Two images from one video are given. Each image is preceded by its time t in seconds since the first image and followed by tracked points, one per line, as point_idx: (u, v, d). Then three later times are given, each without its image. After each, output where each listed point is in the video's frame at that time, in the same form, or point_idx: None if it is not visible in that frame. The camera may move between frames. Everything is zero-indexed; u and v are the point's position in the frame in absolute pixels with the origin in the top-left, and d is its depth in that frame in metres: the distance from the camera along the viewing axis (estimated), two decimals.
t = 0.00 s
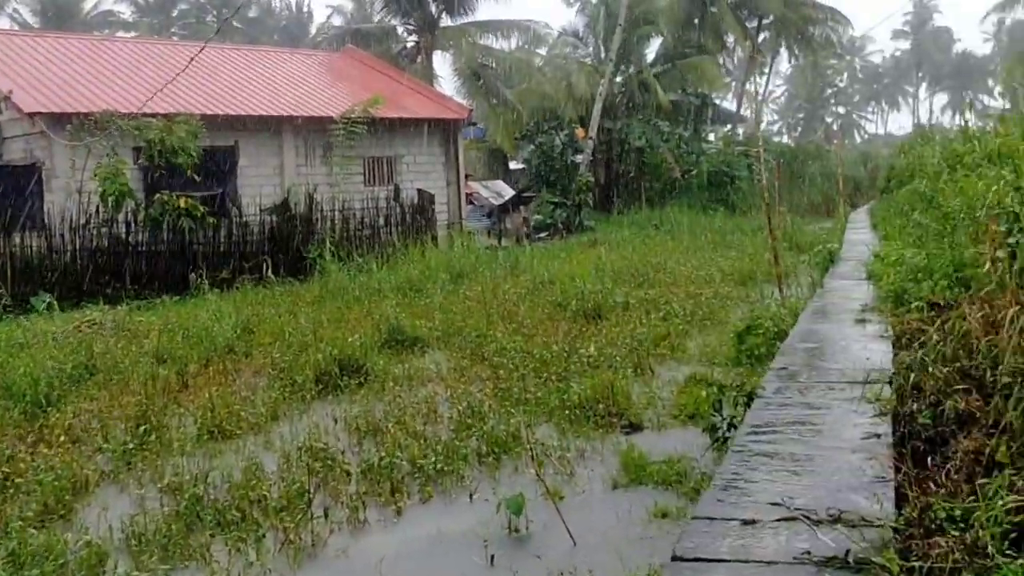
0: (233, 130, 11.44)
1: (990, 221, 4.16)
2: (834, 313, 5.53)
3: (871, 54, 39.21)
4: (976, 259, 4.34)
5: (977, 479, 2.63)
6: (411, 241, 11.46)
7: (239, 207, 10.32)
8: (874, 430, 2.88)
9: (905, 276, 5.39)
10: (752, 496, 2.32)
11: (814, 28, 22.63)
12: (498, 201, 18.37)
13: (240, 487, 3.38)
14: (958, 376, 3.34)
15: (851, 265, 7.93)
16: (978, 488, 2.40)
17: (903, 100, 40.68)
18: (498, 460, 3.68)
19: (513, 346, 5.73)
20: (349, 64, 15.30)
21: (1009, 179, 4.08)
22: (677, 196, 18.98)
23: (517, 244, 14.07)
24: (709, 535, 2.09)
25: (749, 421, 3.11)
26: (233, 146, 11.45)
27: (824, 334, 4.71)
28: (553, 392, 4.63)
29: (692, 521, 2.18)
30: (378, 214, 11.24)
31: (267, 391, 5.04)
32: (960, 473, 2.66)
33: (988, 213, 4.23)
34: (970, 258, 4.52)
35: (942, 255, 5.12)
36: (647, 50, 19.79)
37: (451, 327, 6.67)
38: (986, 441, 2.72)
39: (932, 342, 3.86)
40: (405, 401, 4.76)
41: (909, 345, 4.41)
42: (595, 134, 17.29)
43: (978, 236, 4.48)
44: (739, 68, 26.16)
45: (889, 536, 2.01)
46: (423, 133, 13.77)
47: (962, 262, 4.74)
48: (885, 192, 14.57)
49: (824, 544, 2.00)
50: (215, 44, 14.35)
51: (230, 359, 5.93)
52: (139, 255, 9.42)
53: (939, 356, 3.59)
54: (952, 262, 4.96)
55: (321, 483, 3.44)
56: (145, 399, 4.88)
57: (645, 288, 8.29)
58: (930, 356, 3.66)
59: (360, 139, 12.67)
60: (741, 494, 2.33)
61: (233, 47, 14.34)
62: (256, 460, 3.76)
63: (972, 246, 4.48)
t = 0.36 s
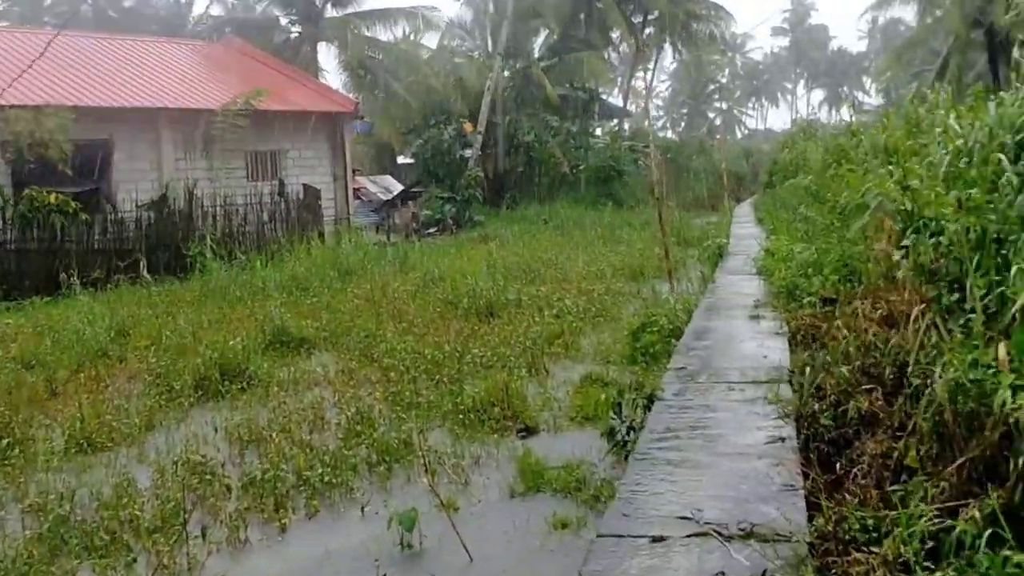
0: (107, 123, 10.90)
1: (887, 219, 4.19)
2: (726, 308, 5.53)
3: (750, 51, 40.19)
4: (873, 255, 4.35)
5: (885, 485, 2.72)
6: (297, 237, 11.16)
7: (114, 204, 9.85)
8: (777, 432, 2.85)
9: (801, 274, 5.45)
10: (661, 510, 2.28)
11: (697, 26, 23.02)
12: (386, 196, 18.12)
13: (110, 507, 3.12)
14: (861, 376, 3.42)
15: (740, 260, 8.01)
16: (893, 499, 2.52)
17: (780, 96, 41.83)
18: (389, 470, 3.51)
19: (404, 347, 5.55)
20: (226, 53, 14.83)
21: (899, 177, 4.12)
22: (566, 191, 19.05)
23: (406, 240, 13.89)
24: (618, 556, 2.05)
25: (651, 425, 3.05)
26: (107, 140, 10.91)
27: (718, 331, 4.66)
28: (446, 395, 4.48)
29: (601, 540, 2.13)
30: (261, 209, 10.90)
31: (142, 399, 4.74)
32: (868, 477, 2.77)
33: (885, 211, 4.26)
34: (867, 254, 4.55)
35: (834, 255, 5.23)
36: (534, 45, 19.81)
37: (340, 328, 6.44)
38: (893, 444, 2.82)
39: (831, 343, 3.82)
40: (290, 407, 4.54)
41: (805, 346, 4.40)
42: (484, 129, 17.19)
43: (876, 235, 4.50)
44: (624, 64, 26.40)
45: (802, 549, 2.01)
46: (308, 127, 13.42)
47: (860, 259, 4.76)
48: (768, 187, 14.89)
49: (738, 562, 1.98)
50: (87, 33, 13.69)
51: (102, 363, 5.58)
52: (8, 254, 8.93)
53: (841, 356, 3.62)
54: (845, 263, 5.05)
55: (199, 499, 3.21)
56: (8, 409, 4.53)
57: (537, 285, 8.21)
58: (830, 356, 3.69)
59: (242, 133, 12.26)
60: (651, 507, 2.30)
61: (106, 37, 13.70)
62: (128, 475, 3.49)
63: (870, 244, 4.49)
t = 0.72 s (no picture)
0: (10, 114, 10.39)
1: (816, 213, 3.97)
2: (654, 303, 5.39)
3: (665, 49, 40.71)
4: (796, 248, 4.26)
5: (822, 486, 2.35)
6: (213, 233, 10.80)
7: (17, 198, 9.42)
8: (712, 433, 2.66)
9: (726, 267, 5.37)
10: (598, 521, 2.11)
11: (616, 24, 23.14)
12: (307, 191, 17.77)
13: (5, 528, 2.87)
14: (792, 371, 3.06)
15: (664, 254, 7.92)
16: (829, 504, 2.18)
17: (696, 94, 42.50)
18: (312, 479, 3.31)
19: (326, 347, 5.33)
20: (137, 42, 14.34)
21: (832, 168, 4.05)
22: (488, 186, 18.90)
23: (327, 235, 13.62)
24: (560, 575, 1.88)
25: (584, 430, 2.84)
26: (9, 131, 10.37)
27: (645, 328, 4.46)
28: (370, 397, 4.27)
29: (539, 556, 1.96)
30: (176, 204, 10.52)
31: (45, 407, 4.45)
32: (803, 479, 2.40)
33: (816, 203, 3.97)
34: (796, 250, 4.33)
35: (754, 248, 5.21)
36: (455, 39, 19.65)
37: (258, 326, 6.19)
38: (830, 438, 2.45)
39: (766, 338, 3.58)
40: (205, 413, 4.29)
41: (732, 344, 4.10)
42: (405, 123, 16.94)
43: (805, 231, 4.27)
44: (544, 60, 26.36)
45: (754, 562, 1.86)
46: (224, 119, 13.02)
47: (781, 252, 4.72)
48: (687, 182, 14.97)
49: None
50: None
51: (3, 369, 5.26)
52: None
53: (770, 352, 3.28)
54: (765, 258, 4.99)
55: (104, 518, 2.98)
56: None
57: (462, 280, 8.03)
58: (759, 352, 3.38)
59: (154, 125, 11.82)
60: (588, 520, 2.12)
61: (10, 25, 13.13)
62: (26, 492, 3.23)
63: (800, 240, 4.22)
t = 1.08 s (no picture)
0: None
1: (760, 202, 3.84)
2: (596, 298, 5.27)
3: (600, 44, 40.85)
4: (740, 241, 4.17)
5: (782, 493, 2.23)
6: (143, 226, 10.45)
7: None
8: (666, 437, 2.55)
9: (668, 260, 5.27)
10: (548, 538, 1.97)
11: (552, 17, 23.11)
12: (242, 183, 17.37)
13: None
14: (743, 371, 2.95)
15: (606, 247, 7.82)
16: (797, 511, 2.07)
17: (631, 88, 42.73)
18: (242, 490, 3.13)
19: (258, 345, 5.11)
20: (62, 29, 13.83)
21: (778, 161, 3.97)
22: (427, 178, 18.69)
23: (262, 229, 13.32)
24: None
25: (531, 435, 2.67)
26: None
27: (588, 324, 4.31)
28: (304, 398, 4.08)
29: None
30: (104, 197, 10.15)
31: None
32: (764, 486, 2.28)
33: (761, 193, 3.86)
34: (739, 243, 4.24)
35: (697, 242, 5.13)
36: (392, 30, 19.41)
37: (189, 323, 5.94)
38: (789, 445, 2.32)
39: (714, 334, 3.49)
40: (129, 418, 4.07)
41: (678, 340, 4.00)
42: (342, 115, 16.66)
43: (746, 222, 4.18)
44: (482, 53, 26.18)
45: None
46: (154, 110, 12.64)
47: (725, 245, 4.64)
48: (625, 175, 14.95)
49: None
50: None
51: None
52: None
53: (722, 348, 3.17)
54: (706, 251, 4.91)
55: (14, 538, 2.77)
56: None
57: (400, 275, 7.84)
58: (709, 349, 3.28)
59: (81, 115, 11.41)
60: (537, 536, 1.98)
61: None
62: None
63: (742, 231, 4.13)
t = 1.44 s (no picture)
0: None
1: (738, 203, 3.76)
2: (564, 299, 5.12)
3: (562, 41, 40.70)
4: (714, 243, 4.06)
5: (769, 512, 2.15)
6: (97, 226, 10.15)
7: None
8: (644, 451, 2.42)
9: (637, 258, 5.14)
10: (521, 567, 1.82)
11: (515, 14, 22.95)
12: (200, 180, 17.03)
13: None
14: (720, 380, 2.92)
15: (572, 246, 7.68)
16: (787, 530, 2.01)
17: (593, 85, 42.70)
18: (192, 506, 2.95)
19: (213, 350, 4.90)
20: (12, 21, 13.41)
21: (755, 160, 3.86)
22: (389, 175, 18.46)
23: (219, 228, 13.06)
24: None
25: (500, 449, 2.51)
26: None
27: (555, 327, 4.15)
28: (260, 406, 3.89)
29: None
30: (56, 195, 9.84)
31: None
32: (751, 505, 2.21)
33: (739, 194, 3.77)
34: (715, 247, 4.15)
35: (665, 240, 5.01)
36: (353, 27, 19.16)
37: (141, 327, 5.71)
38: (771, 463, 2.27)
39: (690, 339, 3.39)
40: (74, 428, 3.86)
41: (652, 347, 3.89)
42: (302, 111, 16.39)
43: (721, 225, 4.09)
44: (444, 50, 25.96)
45: None
46: (109, 106, 12.31)
47: (698, 246, 4.51)
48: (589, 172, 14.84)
49: None
50: None
51: None
52: None
53: (700, 356, 3.06)
54: (676, 250, 4.78)
55: None
56: None
57: (362, 275, 7.65)
58: (685, 356, 3.17)
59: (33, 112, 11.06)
60: (511, 564, 1.83)
61: None
62: None
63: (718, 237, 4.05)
